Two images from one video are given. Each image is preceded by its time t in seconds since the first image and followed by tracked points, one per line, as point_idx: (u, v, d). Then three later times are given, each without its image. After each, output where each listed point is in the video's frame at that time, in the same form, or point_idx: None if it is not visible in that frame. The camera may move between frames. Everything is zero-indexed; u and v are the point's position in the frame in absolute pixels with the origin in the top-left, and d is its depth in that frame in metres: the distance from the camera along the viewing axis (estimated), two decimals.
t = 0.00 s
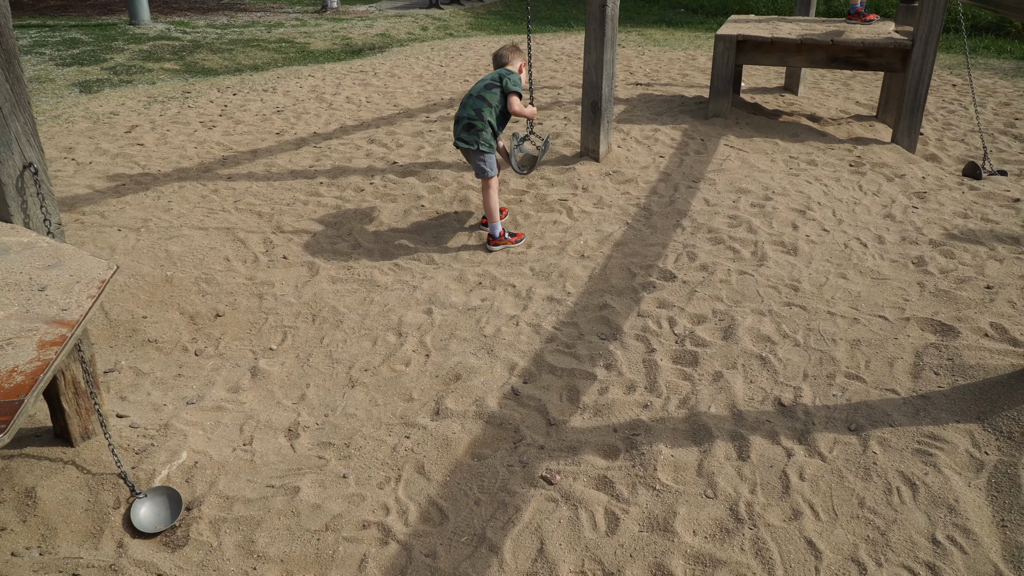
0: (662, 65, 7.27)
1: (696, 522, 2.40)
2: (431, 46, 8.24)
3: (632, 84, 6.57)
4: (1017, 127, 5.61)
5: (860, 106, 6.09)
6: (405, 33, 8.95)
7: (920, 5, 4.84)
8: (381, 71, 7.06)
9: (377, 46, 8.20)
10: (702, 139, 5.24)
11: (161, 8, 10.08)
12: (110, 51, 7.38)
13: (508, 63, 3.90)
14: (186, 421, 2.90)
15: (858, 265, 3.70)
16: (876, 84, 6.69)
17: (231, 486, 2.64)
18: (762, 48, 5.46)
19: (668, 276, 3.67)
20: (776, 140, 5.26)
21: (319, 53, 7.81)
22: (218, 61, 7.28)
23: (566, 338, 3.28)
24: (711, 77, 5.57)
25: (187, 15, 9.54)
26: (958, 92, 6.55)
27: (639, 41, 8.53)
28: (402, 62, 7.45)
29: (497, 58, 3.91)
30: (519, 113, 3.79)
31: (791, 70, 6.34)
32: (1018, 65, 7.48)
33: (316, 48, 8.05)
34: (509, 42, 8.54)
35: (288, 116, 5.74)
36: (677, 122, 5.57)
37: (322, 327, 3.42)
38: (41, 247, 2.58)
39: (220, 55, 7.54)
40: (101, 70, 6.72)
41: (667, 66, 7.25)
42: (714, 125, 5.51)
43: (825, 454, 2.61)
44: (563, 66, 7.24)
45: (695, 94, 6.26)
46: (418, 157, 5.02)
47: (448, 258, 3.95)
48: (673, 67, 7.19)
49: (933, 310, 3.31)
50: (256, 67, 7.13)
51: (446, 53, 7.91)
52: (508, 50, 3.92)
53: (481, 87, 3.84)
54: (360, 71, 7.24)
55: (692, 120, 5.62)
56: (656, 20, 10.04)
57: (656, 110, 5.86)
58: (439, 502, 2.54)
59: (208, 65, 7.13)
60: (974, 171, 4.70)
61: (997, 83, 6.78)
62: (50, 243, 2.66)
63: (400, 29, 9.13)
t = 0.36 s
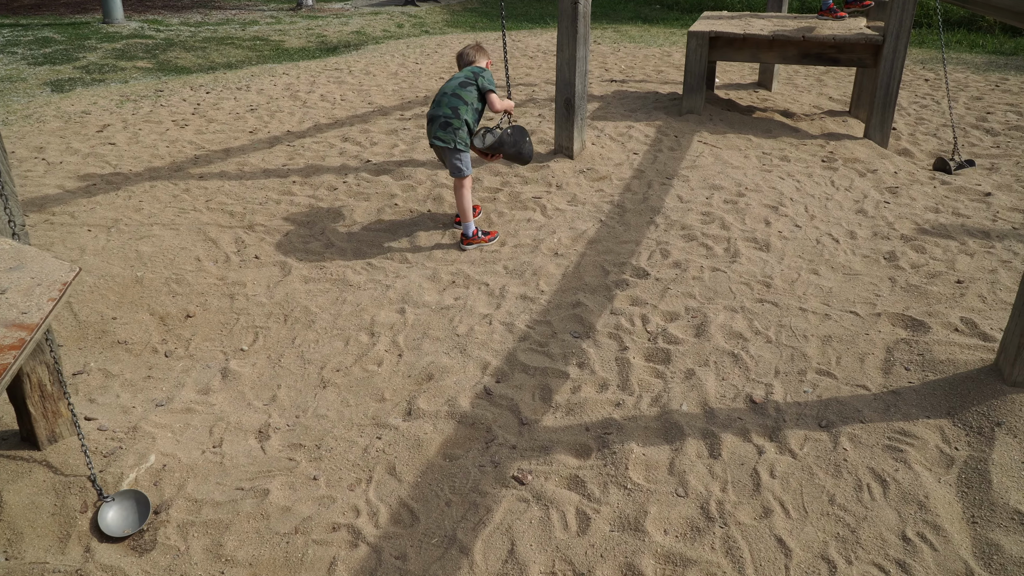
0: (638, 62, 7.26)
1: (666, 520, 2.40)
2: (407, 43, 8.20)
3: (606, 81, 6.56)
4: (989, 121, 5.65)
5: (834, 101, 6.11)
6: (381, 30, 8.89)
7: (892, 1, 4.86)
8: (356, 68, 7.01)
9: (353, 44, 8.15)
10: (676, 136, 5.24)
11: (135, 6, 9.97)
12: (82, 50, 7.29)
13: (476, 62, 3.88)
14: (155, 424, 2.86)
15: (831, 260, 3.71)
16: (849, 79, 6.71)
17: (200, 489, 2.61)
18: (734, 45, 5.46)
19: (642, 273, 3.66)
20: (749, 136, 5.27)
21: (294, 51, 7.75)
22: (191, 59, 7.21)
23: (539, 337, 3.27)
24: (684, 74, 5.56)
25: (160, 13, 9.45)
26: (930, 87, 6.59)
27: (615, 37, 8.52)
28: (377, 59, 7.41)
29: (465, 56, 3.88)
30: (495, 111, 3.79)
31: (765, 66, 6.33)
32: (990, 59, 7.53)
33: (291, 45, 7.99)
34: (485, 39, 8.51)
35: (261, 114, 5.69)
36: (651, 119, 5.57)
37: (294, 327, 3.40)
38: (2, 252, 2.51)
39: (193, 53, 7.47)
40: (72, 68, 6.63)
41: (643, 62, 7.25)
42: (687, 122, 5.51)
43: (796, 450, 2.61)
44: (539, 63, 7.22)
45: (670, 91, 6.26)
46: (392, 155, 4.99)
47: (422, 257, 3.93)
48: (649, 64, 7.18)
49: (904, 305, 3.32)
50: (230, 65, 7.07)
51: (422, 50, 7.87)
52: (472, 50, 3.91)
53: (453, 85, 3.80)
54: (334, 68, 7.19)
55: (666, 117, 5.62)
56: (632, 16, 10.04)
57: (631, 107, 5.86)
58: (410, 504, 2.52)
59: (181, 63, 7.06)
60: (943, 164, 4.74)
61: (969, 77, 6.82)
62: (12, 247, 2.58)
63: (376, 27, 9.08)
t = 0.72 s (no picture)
0: (637, 63, 7.25)
1: (662, 524, 2.39)
2: (406, 46, 8.21)
3: (606, 83, 6.55)
4: (990, 120, 5.61)
5: (834, 102, 6.09)
6: (381, 33, 8.91)
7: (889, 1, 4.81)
8: (356, 71, 7.03)
9: (353, 47, 8.16)
10: (675, 138, 5.23)
11: (136, 10, 10.02)
12: (83, 54, 7.33)
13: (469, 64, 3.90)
14: (153, 427, 2.87)
15: (829, 262, 3.70)
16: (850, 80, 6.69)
17: (196, 492, 2.61)
18: (733, 46, 5.44)
19: (639, 276, 3.65)
20: (749, 137, 5.25)
21: (294, 54, 7.77)
22: (191, 63, 7.23)
23: (536, 339, 3.26)
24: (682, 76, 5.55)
25: (161, 17, 9.48)
26: (930, 86, 6.56)
27: (615, 39, 8.51)
28: (377, 62, 7.42)
29: (457, 59, 3.89)
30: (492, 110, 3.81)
31: (764, 67, 6.31)
32: (991, 58, 7.49)
33: (291, 48, 8.01)
34: (485, 42, 8.51)
35: (261, 117, 5.71)
36: (650, 120, 5.55)
37: (291, 330, 3.40)
38: None
39: (193, 57, 7.50)
40: (73, 73, 6.67)
41: (642, 64, 7.24)
42: (686, 123, 5.49)
43: (792, 454, 2.60)
44: (539, 65, 7.22)
45: (670, 92, 6.24)
46: (391, 158, 5.00)
47: (419, 259, 3.93)
48: (649, 65, 7.17)
49: (903, 307, 3.30)
50: (230, 69, 7.09)
51: (421, 52, 7.88)
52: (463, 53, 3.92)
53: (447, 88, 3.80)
54: (334, 71, 7.20)
55: (665, 118, 5.60)
56: (632, 18, 10.02)
57: (630, 108, 5.85)
58: (405, 508, 2.52)
59: (182, 67, 7.09)
60: (940, 164, 4.73)
61: (970, 77, 6.79)
62: (7, 250, 2.59)
63: (375, 29, 9.10)
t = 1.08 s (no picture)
0: (659, 67, 7.23)
1: (677, 531, 2.37)
2: (428, 49, 8.24)
3: (627, 86, 6.54)
4: (1017, 127, 5.53)
5: (857, 108, 6.03)
6: (404, 36, 8.96)
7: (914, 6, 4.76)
8: (378, 74, 7.07)
9: (376, 49, 8.21)
10: (696, 142, 5.20)
11: (163, 12, 10.16)
12: (110, 55, 7.44)
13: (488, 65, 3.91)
14: (172, 426, 2.90)
15: (851, 269, 3.66)
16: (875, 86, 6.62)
17: (214, 490, 2.63)
18: (755, 50, 5.40)
19: (658, 281, 3.64)
20: (771, 142, 5.21)
21: (318, 56, 7.83)
22: (216, 65, 7.31)
23: (553, 343, 3.26)
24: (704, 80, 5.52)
25: (187, 19, 9.60)
26: (956, 92, 6.47)
27: (638, 42, 8.49)
28: (399, 65, 7.46)
29: (476, 61, 3.91)
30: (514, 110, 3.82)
31: (787, 72, 6.27)
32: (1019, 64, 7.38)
33: (315, 51, 8.07)
34: (507, 45, 8.53)
35: (283, 119, 5.75)
36: (671, 125, 5.53)
37: (309, 331, 3.42)
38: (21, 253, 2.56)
39: (218, 58, 7.58)
40: (99, 73, 6.77)
41: (664, 68, 7.21)
42: (707, 128, 5.46)
43: (810, 462, 2.57)
44: (561, 68, 7.22)
45: (691, 97, 6.22)
46: (411, 160, 5.02)
47: (438, 261, 3.94)
48: (671, 69, 7.15)
49: (925, 315, 3.26)
50: (254, 70, 7.16)
51: (443, 55, 7.91)
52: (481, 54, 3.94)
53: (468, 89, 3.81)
54: (357, 74, 7.24)
55: (687, 123, 5.58)
56: (655, 22, 9.99)
57: (651, 112, 5.83)
58: (420, 510, 2.52)
59: (207, 68, 7.17)
60: (964, 171, 4.66)
61: (997, 83, 6.69)
62: (31, 248, 2.63)
63: (399, 32, 9.15)
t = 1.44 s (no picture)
0: (669, 70, 7.24)
1: (696, 533, 2.37)
2: (438, 54, 8.26)
3: (637, 89, 6.55)
4: None
5: (867, 108, 6.02)
6: (413, 41, 8.99)
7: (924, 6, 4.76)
8: (389, 80, 7.09)
9: (386, 55, 8.24)
10: (707, 144, 5.20)
11: (174, 20, 10.23)
12: (122, 64, 7.49)
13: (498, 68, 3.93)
14: (189, 434, 2.91)
15: (864, 269, 3.65)
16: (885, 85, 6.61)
17: (232, 498, 2.64)
18: (766, 52, 5.40)
19: (671, 283, 3.64)
20: (782, 143, 5.21)
21: (328, 63, 7.86)
22: (227, 72, 7.35)
23: (569, 347, 3.27)
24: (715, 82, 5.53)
25: (198, 27, 9.66)
26: (967, 91, 6.45)
27: (647, 45, 8.50)
28: (409, 71, 7.48)
29: (487, 64, 3.92)
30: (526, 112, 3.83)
31: (797, 73, 6.27)
32: None
33: (325, 57, 8.10)
34: (517, 49, 8.54)
35: (295, 126, 5.78)
36: (681, 127, 5.54)
37: (325, 337, 3.44)
38: (38, 263, 2.58)
39: (229, 66, 7.62)
40: (111, 82, 6.81)
41: (674, 70, 7.22)
42: (718, 129, 5.47)
43: (828, 462, 2.57)
44: (570, 72, 7.23)
45: (701, 99, 6.22)
46: (423, 166, 5.03)
47: (451, 266, 3.95)
48: (680, 72, 7.15)
49: (939, 314, 3.25)
50: (265, 78, 7.19)
51: (453, 60, 7.93)
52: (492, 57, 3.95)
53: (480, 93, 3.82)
54: (367, 80, 7.26)
55: (697, 125, 5.58)
56: (664, 24, 9.99)
57: (661, 115, 5.83)
58: (439, 514, 2.53)
59: (218, 76, 7.21)
60: (975, 170, 4.65)
61: (1006, 81, 6.67)
62: (48, 258, 2.65)
63: (408, 38, 9.18)
